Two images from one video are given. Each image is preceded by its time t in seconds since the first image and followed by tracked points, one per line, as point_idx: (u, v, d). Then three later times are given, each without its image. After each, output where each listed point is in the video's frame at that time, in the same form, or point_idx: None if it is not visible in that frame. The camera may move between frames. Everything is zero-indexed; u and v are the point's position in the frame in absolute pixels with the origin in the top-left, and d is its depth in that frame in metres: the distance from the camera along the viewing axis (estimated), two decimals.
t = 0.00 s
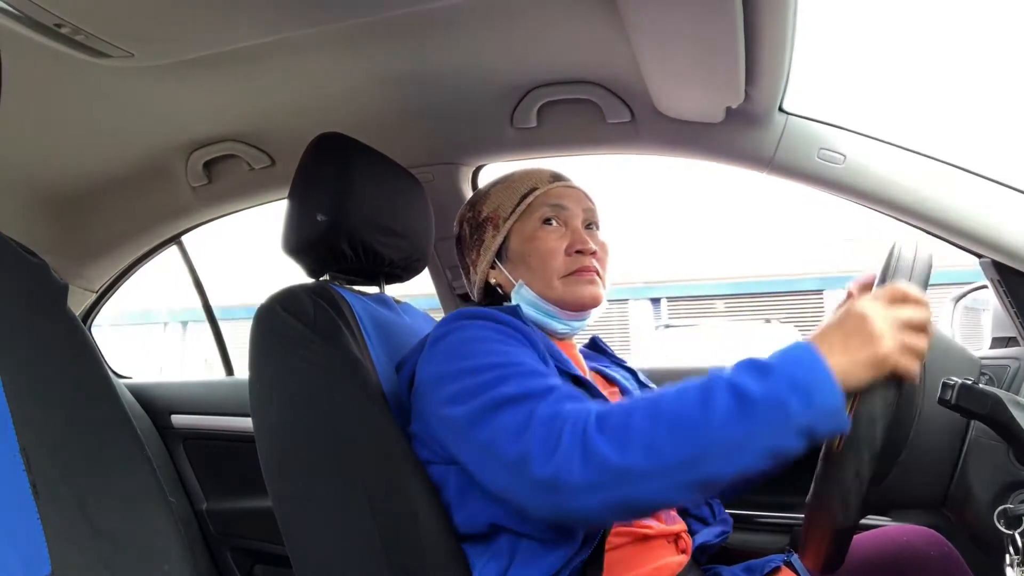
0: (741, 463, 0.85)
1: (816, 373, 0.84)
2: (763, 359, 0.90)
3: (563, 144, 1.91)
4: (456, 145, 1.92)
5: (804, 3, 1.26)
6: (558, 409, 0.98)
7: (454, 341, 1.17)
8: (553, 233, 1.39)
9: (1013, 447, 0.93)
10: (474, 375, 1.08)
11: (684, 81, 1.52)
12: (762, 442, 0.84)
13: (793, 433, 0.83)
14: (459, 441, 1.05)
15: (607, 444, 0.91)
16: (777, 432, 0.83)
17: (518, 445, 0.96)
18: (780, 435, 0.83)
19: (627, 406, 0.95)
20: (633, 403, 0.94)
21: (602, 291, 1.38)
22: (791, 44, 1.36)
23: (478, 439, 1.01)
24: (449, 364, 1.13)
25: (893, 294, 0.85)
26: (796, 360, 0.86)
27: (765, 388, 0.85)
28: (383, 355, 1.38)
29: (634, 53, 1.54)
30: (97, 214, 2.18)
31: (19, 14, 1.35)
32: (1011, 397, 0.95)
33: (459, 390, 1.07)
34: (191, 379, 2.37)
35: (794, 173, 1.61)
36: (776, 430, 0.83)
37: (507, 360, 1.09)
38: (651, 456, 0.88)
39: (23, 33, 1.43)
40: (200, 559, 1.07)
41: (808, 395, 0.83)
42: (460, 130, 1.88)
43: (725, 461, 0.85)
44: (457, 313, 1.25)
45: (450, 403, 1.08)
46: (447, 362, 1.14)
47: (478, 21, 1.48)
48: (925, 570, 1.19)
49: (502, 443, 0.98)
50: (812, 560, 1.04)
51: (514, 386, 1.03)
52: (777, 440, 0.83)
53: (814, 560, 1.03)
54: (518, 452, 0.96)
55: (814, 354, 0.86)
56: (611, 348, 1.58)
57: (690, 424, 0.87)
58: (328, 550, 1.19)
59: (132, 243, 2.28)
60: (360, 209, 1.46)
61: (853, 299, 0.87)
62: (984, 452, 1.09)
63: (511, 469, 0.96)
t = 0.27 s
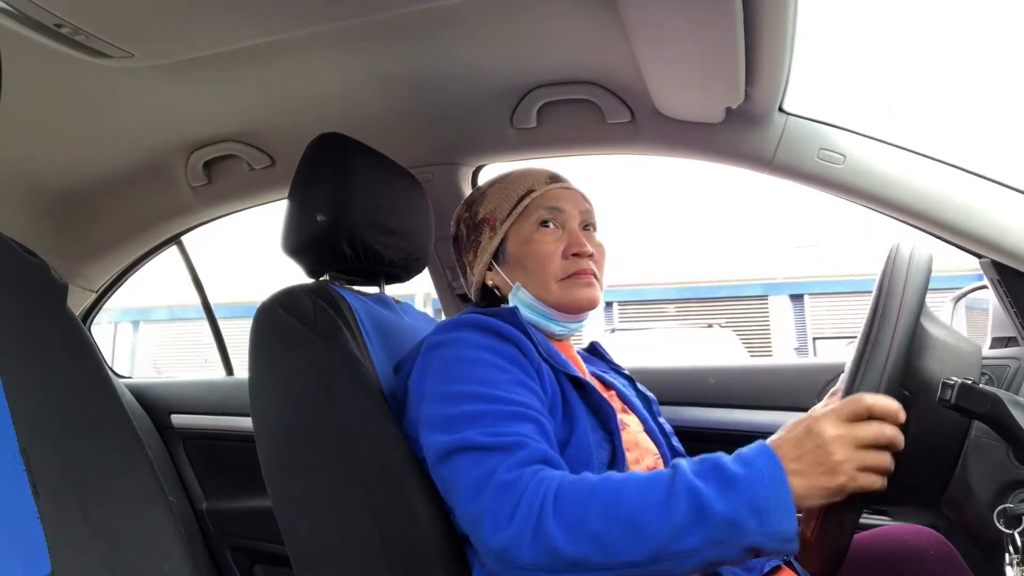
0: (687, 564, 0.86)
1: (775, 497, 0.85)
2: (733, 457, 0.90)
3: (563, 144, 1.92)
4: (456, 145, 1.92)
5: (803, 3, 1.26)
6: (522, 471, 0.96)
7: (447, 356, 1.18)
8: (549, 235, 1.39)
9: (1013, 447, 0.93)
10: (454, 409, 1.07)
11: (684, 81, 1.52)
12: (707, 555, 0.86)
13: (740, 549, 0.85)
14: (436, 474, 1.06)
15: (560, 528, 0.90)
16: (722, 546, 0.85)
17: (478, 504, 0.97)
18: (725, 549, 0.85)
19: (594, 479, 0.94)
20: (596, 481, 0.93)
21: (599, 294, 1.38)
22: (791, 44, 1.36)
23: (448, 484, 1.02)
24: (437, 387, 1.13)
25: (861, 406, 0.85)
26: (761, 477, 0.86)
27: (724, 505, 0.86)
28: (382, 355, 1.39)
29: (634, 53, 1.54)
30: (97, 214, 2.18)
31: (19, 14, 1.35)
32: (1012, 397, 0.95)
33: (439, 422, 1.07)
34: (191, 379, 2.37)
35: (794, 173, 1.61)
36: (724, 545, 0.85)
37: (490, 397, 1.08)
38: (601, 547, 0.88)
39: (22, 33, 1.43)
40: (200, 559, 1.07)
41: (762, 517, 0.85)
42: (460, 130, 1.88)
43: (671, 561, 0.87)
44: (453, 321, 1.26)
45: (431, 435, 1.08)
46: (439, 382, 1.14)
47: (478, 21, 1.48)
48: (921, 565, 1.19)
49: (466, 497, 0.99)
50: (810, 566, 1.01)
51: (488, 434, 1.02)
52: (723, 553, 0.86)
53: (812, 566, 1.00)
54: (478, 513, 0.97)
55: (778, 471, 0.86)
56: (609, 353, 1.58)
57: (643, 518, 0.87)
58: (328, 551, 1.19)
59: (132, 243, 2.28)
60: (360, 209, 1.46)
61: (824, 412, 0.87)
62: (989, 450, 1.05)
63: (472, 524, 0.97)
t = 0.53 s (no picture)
0: (687, 542, 0.86)
1: (773, 465, 0.83)
2: (728, 428, 0.89)
3: (563, 144, 1.91)
4: (456, 145, 1.92)
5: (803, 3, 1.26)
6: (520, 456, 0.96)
7: (443, 357, 1.18)
8: (540, 236, 1.40)
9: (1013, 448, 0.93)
10: (451, 402, 1.08)
11: (684, 81, 1.52)
12: (709, 525, 0.85)
13: (739, 520, 0.84)
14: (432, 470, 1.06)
15: (554, 510, 0.90)
16: (721, 514, 0.84)
17: (474, 491, 0.97)
18: (727, 519, 0.84)
19: (589, 461, 0.93)
20: (599, 456, 0.93)
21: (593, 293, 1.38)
22: (791, 43, 1.36)
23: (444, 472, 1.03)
24: (433, 385, 1.13)
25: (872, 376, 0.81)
26: (755, 444, 0.85)
27: (722, 474, 0.84)
28: (382, 355, 1.39)
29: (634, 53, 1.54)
30: (97, 214, 2.18)
31: (19, 14, 1.36)
32: (1011, 397, 0.95)
33: (436, 415, 1.08)
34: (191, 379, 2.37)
35: (794, 173, 1.61)
36: (724, 514, 0.84)
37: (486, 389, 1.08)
38: (597, 526, 0.88)
39: (23, 33, 1.43)
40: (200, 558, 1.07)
41: (762, 484, 0.83)
42: (460, 130, 1.88)
43: (670, 540, 0.86)
44: (451, 322, 1.25)
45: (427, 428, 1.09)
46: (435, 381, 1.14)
47: (477, 21, 1.48)
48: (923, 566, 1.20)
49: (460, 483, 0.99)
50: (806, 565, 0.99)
51: (483, 423, 1.02)
52: (723, 524, 0.84)
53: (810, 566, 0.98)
54: (473, 499, 0.96)
55: (775, 440, 0.84)
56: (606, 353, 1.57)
57: (635, 498, 0.87)
58: (328, 551, 1.19)
59: (132, 243, 2.28)
60: (360, 209, 1.46)
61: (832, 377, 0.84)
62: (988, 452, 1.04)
63: (467, 510, 0.98)
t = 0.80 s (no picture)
0: (776, 398, 0.96)
1: (837, 309, 0.97)
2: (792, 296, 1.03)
3: (563, 144, 1.91)
4: (456, 145, 1.92)
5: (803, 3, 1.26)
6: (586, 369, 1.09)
7: (455, 338, 1.26)
8: (531, 237, 1.40)
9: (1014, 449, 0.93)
10: (490, 360, 1.17)
11: (684, 81, 1.52)
12: (795, 373, 0.97)
13: (821, 363, 0.97)
14: (486, 419, 1.12)
15: (645, 395, 1.02)
16: (806, 362, 0.97)
17: (551, 406, 1.06)
18: (811, 362, 0.97)
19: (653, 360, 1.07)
20: (658, 358, 1.06)
21: (587, 292, 1.37)
22: (791, 44, 1.36)
23: (505, 415, 1.10)
24: (460, 355, 1.21)
25: (909, 243, 1.06)
26: (819, 298, 0.99)
27: (790, 323, 0.99)
28: (381, 355, 1.39)
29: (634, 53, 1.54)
30: (98, 214, 2.18)
31: (19, 14, 1.36)
32: (1011, 397, 0.94)
33: (477, 375, 1.16)
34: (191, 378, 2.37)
35: (794, 173, 1.61)
36: (805, 359, 0.97)
37: (519, 343, 1.19)
38: (685, 398, 0.99)
39: (23, 33, 1.43)
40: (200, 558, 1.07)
41: (832, 328, 0.97)
42: (460, 130, 1.88)
43: (757, 398, 0.97)
44: (455, 315, 1.33)
45: (467, 393, 1.16)
46: (459, 354, 1.22)
47: (477, 21, 1.48)
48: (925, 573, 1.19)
49: (533, 409, 1.07)
50: (810, 566, 0.96)
51: (536, 359, 1.13)
52: (807, 371, 0.97)
53: (814, 564, 0.95)
54: (552, 414, 1.05)
55: (836, 292, 0.99)
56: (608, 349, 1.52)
57: (722, 367, 0.99)
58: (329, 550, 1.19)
59: (132, 243, 2.28)
60: (360, 209, 1.47)
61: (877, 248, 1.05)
62: (989, 453, 1.04)
63: (548, 432, 1.05)
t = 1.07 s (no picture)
0: (771, 407, 0.94)
1: (833, 319, 0.94)
2: (789, 304, 1.00)
3: (562, 144, 1.91)
4: (456, 145, 1.92)
5: (804, 3, 1.26)
6: (583, 373, 1.07)
7: (453, 335, 1.26)
8: (537, 234, 1.40)
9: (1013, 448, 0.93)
10: (487, 360, 1.16)
11: (684, 82, 1.52)
12: (791, 383, 0.94)
13: (818, 372, 0.94)
14: (486, 420, 1.11)
15: (639, 400, 0.99)
16: (802, 372, 0.94)
17: (549, 410, 1.04)
18: (806, 372, 0.94)
19: (651, 364, 1.05)
20: (655, 364, 1.04)
21: (590, 293, 1.37)
22: (791, 44, 1.36)
23: (502, 416, 1.09)
24: (459, 355, 1.21)
25: (909, 249, 1.04)
26: (816, 306, 0.96)
27: (786, 333, 0.95)
28: (382, 354, 1.39)
29: (634, 53, 1.54)
30: (98, 214, 2.18)
31: (19, 14, 1.36)
32: (1011, 399, 0.94)
33: (475, 376, 1.15)
34: (191, 379, 2.37)
35: (794, 174, 1.61)
36: (802, 368, 0.94)
37: (517, 344, 1.18)
38: (684, 407, 0.96)
39: (23, 33, 1.43)
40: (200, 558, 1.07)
41: (828, 337, 0.94)
42: (460, 130, 1.88)
43: (752, 406, 0.94)
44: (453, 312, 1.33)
45: (465, 393, 1.15)
46: (458, 353, 1.22)
47: (477, 21, 1.48)
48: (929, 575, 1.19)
49: (529, 412, 1.06)
50: (809, 566, 0.97)
51: (533, 362, 1.12)
52: (805, 379, 0.94)
53: (814, 564, 0.96)
54: (550, 418, 1.03)
55: (834, 300, 0.96)
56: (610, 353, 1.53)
57: (719, 373, 0.96)
58: (329, 551, 1.19)
59: (132, 243, 2.28)
60: (361, 209, 1.47)
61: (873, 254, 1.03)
62: (988, 455, 1.03)
63: (543, 436, 1.04)
